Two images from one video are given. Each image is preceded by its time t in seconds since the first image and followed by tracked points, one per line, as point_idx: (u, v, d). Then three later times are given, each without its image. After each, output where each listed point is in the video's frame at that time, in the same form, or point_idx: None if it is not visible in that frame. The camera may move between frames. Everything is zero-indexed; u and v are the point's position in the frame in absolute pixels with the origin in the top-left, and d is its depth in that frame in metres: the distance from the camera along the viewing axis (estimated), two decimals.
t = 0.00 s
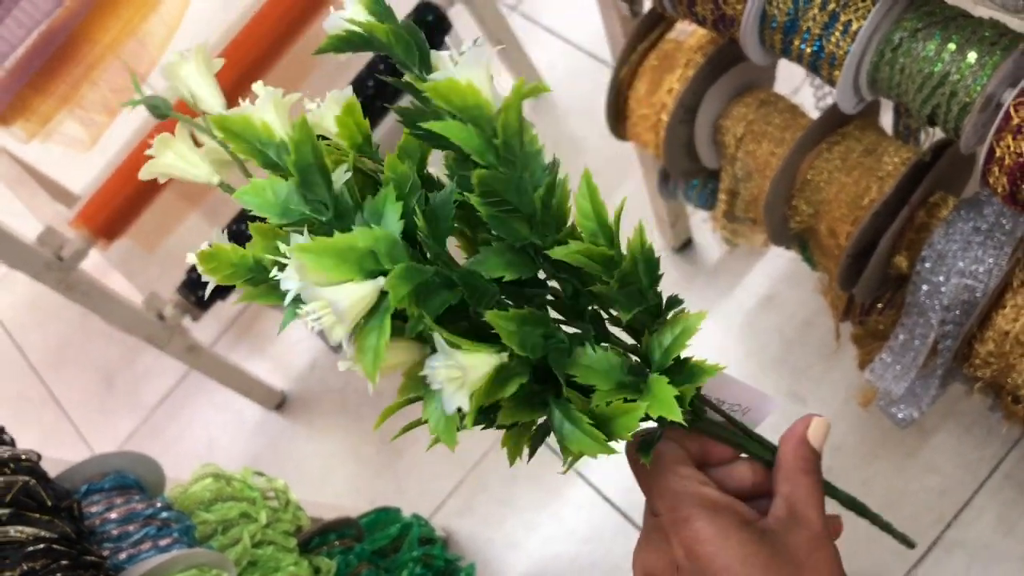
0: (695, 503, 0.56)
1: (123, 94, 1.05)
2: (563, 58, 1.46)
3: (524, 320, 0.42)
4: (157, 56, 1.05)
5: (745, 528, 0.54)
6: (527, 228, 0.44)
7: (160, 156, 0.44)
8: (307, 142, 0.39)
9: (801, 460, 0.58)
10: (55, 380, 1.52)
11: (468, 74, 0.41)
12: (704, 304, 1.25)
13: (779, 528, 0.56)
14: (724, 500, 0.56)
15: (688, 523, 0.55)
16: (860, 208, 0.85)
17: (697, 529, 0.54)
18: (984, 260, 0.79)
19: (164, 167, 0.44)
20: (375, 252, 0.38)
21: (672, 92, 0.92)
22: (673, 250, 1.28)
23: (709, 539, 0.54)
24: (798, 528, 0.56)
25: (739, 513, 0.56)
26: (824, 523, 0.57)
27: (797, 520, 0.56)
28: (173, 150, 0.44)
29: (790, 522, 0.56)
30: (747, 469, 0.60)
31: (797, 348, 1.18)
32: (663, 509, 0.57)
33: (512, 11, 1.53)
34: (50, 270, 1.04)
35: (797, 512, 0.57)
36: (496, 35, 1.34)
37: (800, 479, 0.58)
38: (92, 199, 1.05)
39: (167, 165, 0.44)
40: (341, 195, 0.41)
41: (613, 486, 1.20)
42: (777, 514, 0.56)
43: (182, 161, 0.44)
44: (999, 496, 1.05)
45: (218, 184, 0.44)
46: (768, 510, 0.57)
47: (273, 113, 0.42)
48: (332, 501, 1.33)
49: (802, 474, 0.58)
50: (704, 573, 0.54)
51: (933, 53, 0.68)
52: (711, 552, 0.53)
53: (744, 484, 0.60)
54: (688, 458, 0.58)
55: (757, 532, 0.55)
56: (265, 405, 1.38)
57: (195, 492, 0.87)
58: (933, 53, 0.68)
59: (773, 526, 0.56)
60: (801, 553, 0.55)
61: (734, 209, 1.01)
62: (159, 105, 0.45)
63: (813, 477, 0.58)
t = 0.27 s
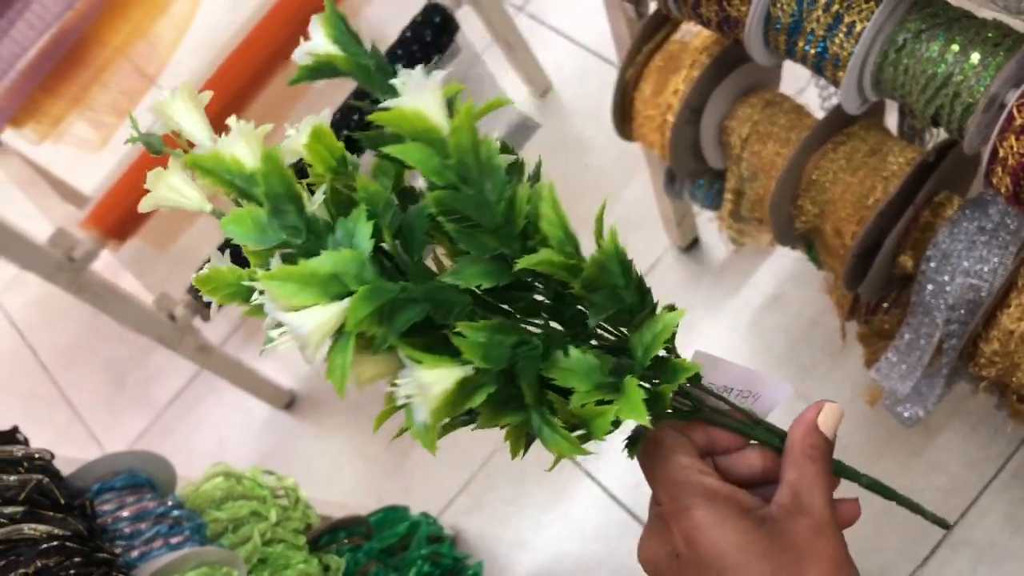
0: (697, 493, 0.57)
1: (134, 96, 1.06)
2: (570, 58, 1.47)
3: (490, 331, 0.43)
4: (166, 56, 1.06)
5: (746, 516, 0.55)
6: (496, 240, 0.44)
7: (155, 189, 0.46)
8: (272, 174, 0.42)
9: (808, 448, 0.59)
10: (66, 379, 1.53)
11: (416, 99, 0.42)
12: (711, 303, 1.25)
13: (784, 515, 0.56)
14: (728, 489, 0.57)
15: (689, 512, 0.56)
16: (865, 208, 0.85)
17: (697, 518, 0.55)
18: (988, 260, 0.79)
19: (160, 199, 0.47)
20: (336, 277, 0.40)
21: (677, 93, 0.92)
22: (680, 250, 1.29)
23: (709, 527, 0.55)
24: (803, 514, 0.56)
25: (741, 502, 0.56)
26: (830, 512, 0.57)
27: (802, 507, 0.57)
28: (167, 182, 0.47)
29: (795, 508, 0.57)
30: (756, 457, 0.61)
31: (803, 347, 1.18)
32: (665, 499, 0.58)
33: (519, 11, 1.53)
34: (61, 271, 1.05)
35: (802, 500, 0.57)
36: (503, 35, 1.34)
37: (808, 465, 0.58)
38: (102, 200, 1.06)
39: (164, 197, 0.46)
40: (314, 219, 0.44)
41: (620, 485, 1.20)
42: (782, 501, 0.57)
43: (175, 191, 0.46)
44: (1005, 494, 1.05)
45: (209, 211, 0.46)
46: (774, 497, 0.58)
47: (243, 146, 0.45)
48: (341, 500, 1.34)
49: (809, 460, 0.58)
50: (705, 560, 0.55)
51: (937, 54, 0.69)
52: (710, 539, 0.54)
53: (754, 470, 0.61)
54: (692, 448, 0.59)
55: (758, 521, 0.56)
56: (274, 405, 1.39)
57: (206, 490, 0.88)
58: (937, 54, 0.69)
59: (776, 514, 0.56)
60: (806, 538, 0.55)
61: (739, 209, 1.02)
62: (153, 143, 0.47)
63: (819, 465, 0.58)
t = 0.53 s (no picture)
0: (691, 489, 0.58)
1: (139, 96, 1.05)
2: (576, 59, 1.47)
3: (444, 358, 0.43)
4: (173, 57, 1.06)
5: (738, 511, 0.56)
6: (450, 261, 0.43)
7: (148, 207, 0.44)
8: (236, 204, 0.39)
9: (806, 443, 0.58)
10: (73, 379, 1.54)
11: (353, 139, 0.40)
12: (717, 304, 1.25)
13: (779, 509, 0.56)
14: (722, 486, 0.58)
15: (681, 508, 0.57)
16: (872, 209, 0.85)
17: (688, 513, 0.56)
18: (996, 261, 0.79)
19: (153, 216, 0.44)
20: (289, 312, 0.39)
21: (684, 94, 0.92)
22: (686, 250, 1.29)
23: (698, 521, 0.56)
24: (800, 509, 0.56)
25: (735, 497, 0.57)
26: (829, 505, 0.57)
27: (799, 500, 0.56)
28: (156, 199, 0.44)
29: (792, 502, 0.56)
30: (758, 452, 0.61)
31: (810, 348, 1.18)
32: (661, 496, 0.59)
33: (525, 11, 1.53)
34: (69, 271, 1.06)
35: (799, 494, 0.57)
36: (509, 35, 1.34)
37: (806, 458, 0.57)
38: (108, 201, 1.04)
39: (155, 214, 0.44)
40: (282, 241, 0.41)
41: (625, 485, 1.20)
42: (779, 495, 0.57)
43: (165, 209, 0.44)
44: (1012, 496, 1.05)
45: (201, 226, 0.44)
46: (773, 492, 0.58)
47: (212, 176, 0.40)
48: (346, 500, 1.34)
49: (807, 453, 0.58)
50: (696, 554, 0.56)
51: (945, 55, 0.69)
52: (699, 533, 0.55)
53: (757, 459, 0.65)
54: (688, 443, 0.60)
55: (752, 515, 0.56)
56: (281, 405, 1.39)
57: (212, 490, 0.88)
58: (945, 54, 0.69)
59: (772, 509, 0.56)
60: (800, 532, 0.55)
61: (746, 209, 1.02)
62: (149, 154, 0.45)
63: (818, 459, 0.58)
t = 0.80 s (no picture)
0: (675, 493, 0.58)
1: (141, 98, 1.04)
2: (577, 61, 1.47)
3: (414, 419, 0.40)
4: (175, 59, 1.04)
5: (722, 514, 0.55)
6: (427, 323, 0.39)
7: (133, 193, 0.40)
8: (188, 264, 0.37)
9: (792, 449, 0.55)
10: (74, 380, 1.54)
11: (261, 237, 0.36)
12: (718, 307, 1.25)
13: (763, 513, 0.55)
14: (707, 490, 0.57)
15: (665, 513, 0.57)
16: (874, 211, 0.85)
17: (672, 517, 0.56)
18: (998, 264, 0.78)
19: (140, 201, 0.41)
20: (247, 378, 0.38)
21: (686, 96, 0.92)
22: (687, 252, 1.29)
23: (682, 523, 0.56)
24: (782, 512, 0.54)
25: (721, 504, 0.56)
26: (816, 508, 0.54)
27: (782, 504, 0.55)
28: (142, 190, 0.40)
29: (775, 507, 0.55)
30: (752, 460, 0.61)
31: (811, 350, 1.18)
32: (651, 501, 0.59)
33: (526, 13, 1.53)
34: (70, 272, 1.06)
35: (783, 498, 0.55)
36: (510, 37, 1.34)
37: (789, 462, 0.55)
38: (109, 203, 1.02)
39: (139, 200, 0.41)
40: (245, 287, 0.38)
41: (626, 488, 1.20)
42: (764, 500, 0.55)
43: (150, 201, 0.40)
44: (1014, 499, 1.05)
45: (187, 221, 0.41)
46: (759, 497, 0.56)
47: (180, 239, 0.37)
48: (347, 502, 1.34)
49: (789, 458, 0.55)
50: (681, 558, 0.55)
51: (947, 58, 0.68)
52: (683, 538, 0.55)
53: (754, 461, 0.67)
54: (680, 450, 0.60)
55: (735, 519, 0.55)
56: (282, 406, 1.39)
57: (213, 493, 0.88)
58: (947, 58, 0.68)
59: (756, 513, 0.55)
60: (781, 533, 0.53)
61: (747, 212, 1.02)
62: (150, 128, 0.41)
63: (804, 463, 0.55)
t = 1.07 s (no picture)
0: (666, 505, 0.57)
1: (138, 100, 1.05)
2: (575, 63, 1.47)
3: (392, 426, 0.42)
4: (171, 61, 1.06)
5: (710, 523, 0.55)
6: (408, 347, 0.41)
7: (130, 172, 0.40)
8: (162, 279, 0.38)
9: (780, 455, 0.55)
10: (71, 382, 1.53)
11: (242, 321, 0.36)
12: (715, 309, 1.25)
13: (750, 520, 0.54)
14: (696, 500, 0.57)
15: (655, 523, 0.57)
16: (872, 215, 0.85)
17: (660, 527, 0.56)
18: (997, 268, 0.79)
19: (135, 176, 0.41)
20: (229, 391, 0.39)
21: (684, 99, 0.92)
22: (685, 255, 1.29)
23: (671, 532, 0.56)
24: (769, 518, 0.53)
25: (710, 513, 0.56)
26: (805, 514, 0.53)
27: (770, 511, 0.54)
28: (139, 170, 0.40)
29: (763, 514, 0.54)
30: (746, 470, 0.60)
31: (809, 353, 1.18)
32: (644, 511, 0.59)
33: (524, 16, 1.53)
34: (66, 274, 1.06)
35: (772, 504, 0.54)
36: (508, 40, 1.34)
37: (776, 469, 0.55)
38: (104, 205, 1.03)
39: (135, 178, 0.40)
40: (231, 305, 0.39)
41: (623, 490, 1.20)
42: (752, 507, 0.55)
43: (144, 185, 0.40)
44: (1011, 501, 1.05)
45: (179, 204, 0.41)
46: (747, 504, 0.55)
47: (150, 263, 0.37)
48: (343, 504, 1.34)
49: (776, 465, 0.55)
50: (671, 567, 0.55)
51: (945, 61, 0.68)
52: (671, 547, 0.55)
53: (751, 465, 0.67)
54: (677, 462, 0.61)
55: (723, 528, 0.54)
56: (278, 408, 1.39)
57: (209, 496, 0.88)
58: (945, 61, 0.68)
59: (743, 519, 0.54)
60: (768, 538, 0.52)
61: (745, 215, 1.02)
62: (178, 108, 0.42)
63: (792, 469, 0.55)
